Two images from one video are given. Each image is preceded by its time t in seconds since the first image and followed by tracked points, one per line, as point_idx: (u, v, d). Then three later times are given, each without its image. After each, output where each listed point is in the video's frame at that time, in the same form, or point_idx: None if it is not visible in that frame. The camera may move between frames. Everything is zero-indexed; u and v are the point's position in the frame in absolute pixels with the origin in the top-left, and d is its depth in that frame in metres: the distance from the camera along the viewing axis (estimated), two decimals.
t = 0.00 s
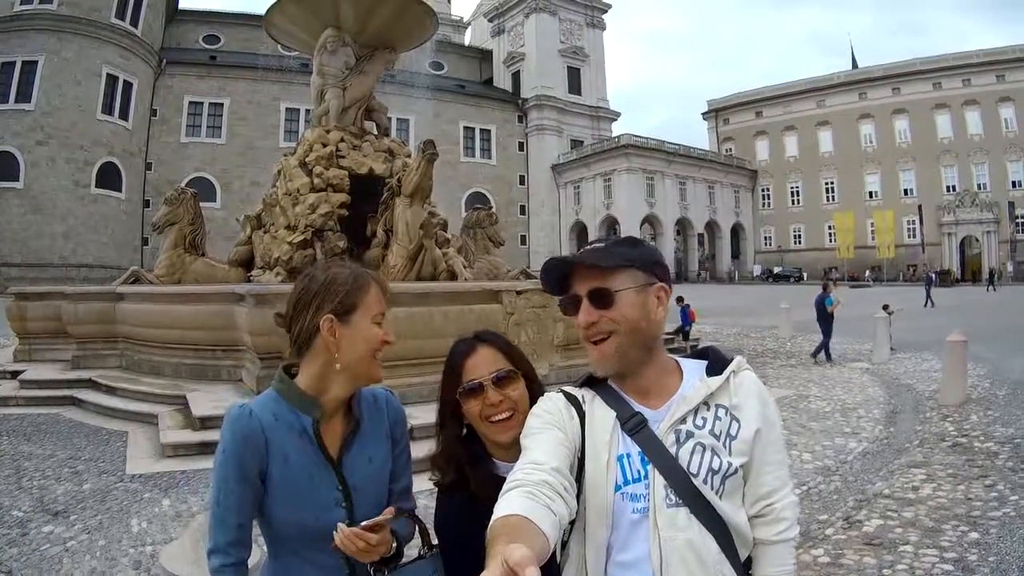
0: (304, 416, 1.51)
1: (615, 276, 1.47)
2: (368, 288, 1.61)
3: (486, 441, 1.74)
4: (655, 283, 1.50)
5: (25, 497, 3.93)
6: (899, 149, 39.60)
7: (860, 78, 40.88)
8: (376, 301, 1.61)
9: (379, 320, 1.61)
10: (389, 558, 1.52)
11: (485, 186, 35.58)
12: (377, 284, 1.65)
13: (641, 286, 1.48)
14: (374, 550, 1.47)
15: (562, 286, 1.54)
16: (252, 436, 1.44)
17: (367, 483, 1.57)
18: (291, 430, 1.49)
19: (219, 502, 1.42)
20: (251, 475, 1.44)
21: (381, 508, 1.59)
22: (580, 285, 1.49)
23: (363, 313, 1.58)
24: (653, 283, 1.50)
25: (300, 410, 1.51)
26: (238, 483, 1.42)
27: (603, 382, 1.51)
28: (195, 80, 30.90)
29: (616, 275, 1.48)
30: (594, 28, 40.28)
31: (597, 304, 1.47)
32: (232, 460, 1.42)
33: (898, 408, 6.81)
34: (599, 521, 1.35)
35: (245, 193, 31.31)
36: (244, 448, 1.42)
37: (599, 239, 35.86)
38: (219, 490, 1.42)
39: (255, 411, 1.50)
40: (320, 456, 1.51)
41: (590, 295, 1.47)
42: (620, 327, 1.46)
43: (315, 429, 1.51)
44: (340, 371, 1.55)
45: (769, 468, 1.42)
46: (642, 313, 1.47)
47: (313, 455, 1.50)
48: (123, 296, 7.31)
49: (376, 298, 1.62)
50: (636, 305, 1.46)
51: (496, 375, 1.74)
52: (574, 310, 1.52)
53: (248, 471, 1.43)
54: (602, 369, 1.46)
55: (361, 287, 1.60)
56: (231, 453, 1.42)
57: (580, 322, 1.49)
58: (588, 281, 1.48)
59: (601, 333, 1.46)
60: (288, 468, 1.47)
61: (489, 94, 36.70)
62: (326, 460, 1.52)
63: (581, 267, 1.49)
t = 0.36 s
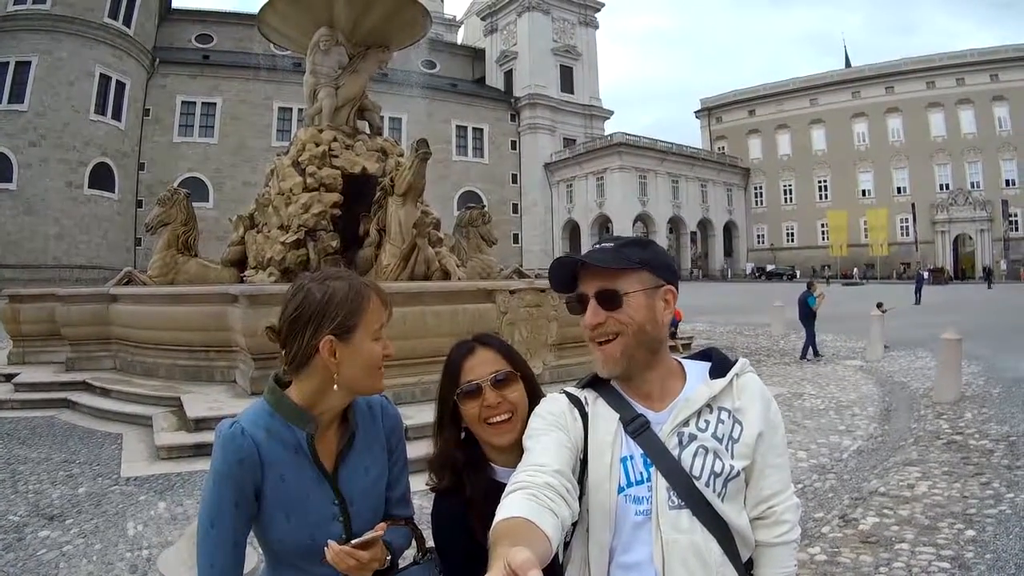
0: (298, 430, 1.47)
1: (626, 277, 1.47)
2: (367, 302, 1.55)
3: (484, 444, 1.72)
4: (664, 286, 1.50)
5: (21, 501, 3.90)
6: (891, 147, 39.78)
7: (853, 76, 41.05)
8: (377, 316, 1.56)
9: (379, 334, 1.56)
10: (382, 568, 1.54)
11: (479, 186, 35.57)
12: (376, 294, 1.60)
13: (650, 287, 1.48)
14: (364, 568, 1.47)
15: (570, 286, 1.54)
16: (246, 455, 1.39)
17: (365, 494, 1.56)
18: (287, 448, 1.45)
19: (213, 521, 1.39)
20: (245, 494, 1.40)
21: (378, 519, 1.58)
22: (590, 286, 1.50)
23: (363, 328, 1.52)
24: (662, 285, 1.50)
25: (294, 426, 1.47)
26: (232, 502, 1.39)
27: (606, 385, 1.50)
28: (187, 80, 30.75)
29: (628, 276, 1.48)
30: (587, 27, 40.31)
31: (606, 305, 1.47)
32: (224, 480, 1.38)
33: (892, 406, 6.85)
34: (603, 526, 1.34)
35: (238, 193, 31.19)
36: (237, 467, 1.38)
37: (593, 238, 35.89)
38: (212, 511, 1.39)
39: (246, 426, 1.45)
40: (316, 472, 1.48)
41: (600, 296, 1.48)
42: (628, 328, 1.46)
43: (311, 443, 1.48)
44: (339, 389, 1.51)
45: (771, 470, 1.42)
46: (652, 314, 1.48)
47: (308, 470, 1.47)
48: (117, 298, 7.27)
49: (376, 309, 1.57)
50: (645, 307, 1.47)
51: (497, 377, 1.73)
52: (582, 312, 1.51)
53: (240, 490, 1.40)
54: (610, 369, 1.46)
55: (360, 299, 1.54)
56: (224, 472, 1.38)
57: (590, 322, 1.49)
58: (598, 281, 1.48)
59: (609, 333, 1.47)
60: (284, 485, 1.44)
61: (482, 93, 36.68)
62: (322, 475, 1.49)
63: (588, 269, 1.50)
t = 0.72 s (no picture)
0: (295, 438, 1.46)
1: (642, 262, 1.53)
2: (365, 307, 1.53)
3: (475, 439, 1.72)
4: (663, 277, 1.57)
5: (14, 500, 3.88)
6: (884, 145, 39.94)
7: (845, 75, 41.20)
8: (375, 320, 1.54)
9: (378, 340, 1.55)
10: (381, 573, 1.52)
11: (472, 185, 35.52)
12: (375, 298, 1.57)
13: (656, 279, 1.55)
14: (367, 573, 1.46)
15: (582, 273, 1.55)
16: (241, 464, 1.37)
17: (361, 500, 1.56)
18: (285, 456, 1.44)
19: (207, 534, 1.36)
20: (239, 505, 1.38)
21: (374, 524, 1.58)
22: (606, 270, 1.51)
23: (364, 334, 1.50)
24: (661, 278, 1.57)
25: (291, 433, 1.45)
26: (225, 514, 1.37)
27: (602, 378, 1.51)
28: (180, 80, 30.64)
29: (641, 262, 1.54)
30: (579, 26, 40.35)
31: (627, 287, 1.49)
32: (219, 491, 1.36)
33: (886, 403, 6.88)
34: (596, 521, 1.34)
35: (231, 193, 31.07)
36: (232, 477, 1.36)
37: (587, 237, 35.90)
38: (209, 525, 1.36)
39: (240, 433, 1.43)
40: (313, 477, 1.47)
41: (619, 279, 1.50)
42: (648, 311, 1.48)
43: (308, 452, 1.46)
44: (342, 395, 1.49)
45: (764, 466, 1.42)
46: (661, 300, 1.53)
47: (305, 478, 1.45)
48: (110, 298, 7.24)
49: (375, 314, 1.55)
50: (658, 294, 1.52)
51: (490, 373, 1.73)
52: (595, 296, 1.51)
53: (235, 502, 1.38)
54: (625, 355, 1.44)
55: (359, 304, 1.52)
56: (219, 485, 1.36)
57: (603, 304, 1.49)
58: (619, 264, 1.51)
59: (631, 314, 1.47)
60: (281, 494, 1.43)
61: (475, 92, 36.64)
62: (319, 482, 1.48)
63: (604, 253, 1.53)
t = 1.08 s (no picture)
0: (296, 443, 1.45)
1: (635, 261, 1.53)
2: (361, 306, 1.53)
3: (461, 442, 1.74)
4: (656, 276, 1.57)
5: (12, 501, 3.87)
6: (882, 143, 40.00)
7: (843, 73, 41.24)
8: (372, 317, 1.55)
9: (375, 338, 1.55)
10: None
11: (469, 184, 35.51)
12: (370, 299, 1.58)
13: (651, 279, 1.54)
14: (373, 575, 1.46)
15: (575, 271, 1.54)
16: (241, 471, 1.36)
17: (360, 503, 1.55)
18: (284, 460, 1.43)
19: (206, 540, 1.35)
20: (240, 509, 1.38)
21: (374, 527, 1.57)
22: (599, 268, 1.52)
23: (361, 334, 1.51)
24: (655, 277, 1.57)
25: (292, 437, 1.45)
26: (224, 521, 1.36)
27: (593, 378, 1.51)
28: (178, 80, 30.64)
29: (634, 261, 1.54)
30: (576, 26, 40.35)
31: (620, 285, 1.50)
32: (220, 496, 1.34)
33: (884, 402, 6.89)
34: (589, 521, 1.34)
35: (228, 193, 31.08)
36: (232, 482, 1.35)
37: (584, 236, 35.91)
38: (209, 530, 1.35)
39: (239, 439, 1.41)
40: (313, 482, 1.46)
41: (612, 277, 1.50)
42: (640, 310, 1.49)
43: (309, 456, 1.46)
44: (340, 396, 1.49)
45: (757, 464, 1.42)
46: (654, 299, 1.52)
47: (305, 482, 1.45)
48: (108, 298, 7.23)
49: (372, 314, 1.56)
50: (651, 293, 1.51)
51: (477, 377, 1.74)
52: (587, 294, 1.51)
53: (235, 507, 1.37)
54: (616, 352, 1.45)
55: (355, 304, 1.53)
56: (219, 492, 1.34)
57: (596, 302, 1.50)
58: (612, 261, 1.51)
59: (623, 312, 1.47)
60: (282, 500, 1.42)
61: (472, 91, 36.65)
62: (319, 485, 1.47)
63: (599, 252, 1.53)
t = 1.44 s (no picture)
0: (306, 444, 1.45)
1: (636, 262, 1.53)
2: (347, 307, 1.49)
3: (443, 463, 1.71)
4: (657, 277, 1.57)
5: (11, 500, 3.86)
6: (881, 143, 40.05)
7: (842, 73, 41.24)
8: (360, 317, 1.50)
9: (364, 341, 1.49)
10: None
11: (468, 184, 35.50)
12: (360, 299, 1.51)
13: (652, 280, 1.55)
14: None
15: (576, 271, 1.55)
16: (250, 470, 1.36)
17: (367, 505, 1.53)
18: (293, 459, 1.42)
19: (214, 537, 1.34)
20: (249, 507, 1.38)
21: (380, 530, 1.55)
22: (600, 267, 1.52)
23: (344, 335, 1.48)
24: (654, 277, 1.57)
25: (301, 436, 1.45)
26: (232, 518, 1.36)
27: (595, 378, 1.51)
28: (177, 79, 30.60)
29: (635, 262, 1.54)
30: (575, 25, 40.32)
31: (621, 285, 1.49)
32: (229, 493, 1.34)
33: (882, 402, 6.90)
34: (590, 521, 1.34)
35: (227, 192, 31.09)
36: (240, 480, 1.35)
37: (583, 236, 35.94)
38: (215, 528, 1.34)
39: (250, 439, 1.41)
40: (321, 483, 1.45)
41: (613, 277, 1.50)
42: (640, 311, 1.48)
43: (318, 457, 1.45)
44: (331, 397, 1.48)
45: (758, 464, 1.43)
46: (655, 301, 1.52)
47: (314, 482, 1.44)
48: (107, 297, 7.21)
49: (358, 316, 1.51)
50: (651, 294, 1.52)
51: (462, 398, 1.73)
52: (588, 294, 1.52)
53: (244, 504, 1.37)
54: (617, 354, 1.45)
55: (343, 304, 1.49)
56: (226, 489, 1.34)
57: (597, 302, 1.50)
58: (613, 261, 1.51)
59: (623, 312, 1.47)
60: (289, 499, 1.42)
61: (471, 91, 36.63)
62: (327, 487, 1.46)
63: (602, 251, 1.53)
